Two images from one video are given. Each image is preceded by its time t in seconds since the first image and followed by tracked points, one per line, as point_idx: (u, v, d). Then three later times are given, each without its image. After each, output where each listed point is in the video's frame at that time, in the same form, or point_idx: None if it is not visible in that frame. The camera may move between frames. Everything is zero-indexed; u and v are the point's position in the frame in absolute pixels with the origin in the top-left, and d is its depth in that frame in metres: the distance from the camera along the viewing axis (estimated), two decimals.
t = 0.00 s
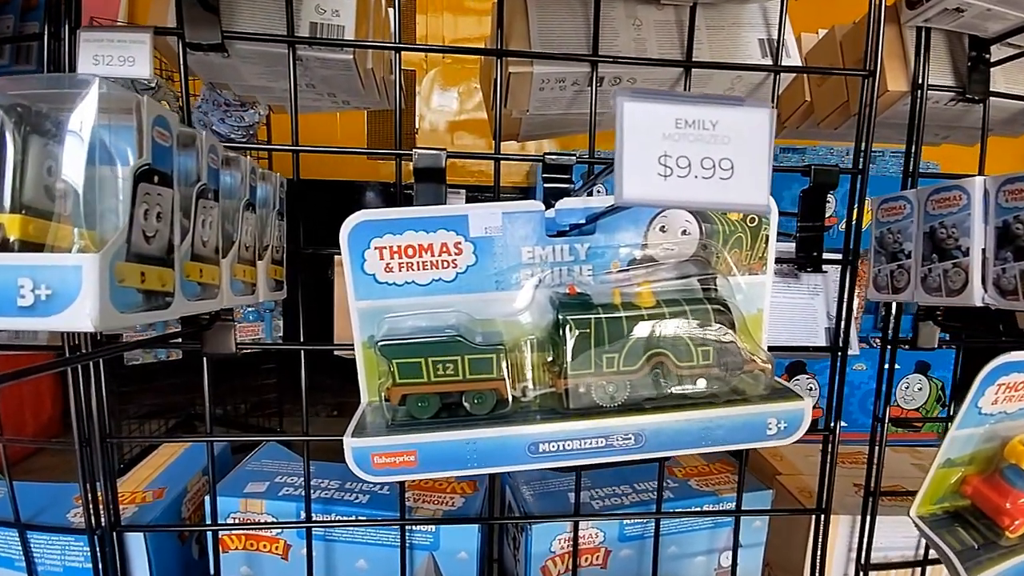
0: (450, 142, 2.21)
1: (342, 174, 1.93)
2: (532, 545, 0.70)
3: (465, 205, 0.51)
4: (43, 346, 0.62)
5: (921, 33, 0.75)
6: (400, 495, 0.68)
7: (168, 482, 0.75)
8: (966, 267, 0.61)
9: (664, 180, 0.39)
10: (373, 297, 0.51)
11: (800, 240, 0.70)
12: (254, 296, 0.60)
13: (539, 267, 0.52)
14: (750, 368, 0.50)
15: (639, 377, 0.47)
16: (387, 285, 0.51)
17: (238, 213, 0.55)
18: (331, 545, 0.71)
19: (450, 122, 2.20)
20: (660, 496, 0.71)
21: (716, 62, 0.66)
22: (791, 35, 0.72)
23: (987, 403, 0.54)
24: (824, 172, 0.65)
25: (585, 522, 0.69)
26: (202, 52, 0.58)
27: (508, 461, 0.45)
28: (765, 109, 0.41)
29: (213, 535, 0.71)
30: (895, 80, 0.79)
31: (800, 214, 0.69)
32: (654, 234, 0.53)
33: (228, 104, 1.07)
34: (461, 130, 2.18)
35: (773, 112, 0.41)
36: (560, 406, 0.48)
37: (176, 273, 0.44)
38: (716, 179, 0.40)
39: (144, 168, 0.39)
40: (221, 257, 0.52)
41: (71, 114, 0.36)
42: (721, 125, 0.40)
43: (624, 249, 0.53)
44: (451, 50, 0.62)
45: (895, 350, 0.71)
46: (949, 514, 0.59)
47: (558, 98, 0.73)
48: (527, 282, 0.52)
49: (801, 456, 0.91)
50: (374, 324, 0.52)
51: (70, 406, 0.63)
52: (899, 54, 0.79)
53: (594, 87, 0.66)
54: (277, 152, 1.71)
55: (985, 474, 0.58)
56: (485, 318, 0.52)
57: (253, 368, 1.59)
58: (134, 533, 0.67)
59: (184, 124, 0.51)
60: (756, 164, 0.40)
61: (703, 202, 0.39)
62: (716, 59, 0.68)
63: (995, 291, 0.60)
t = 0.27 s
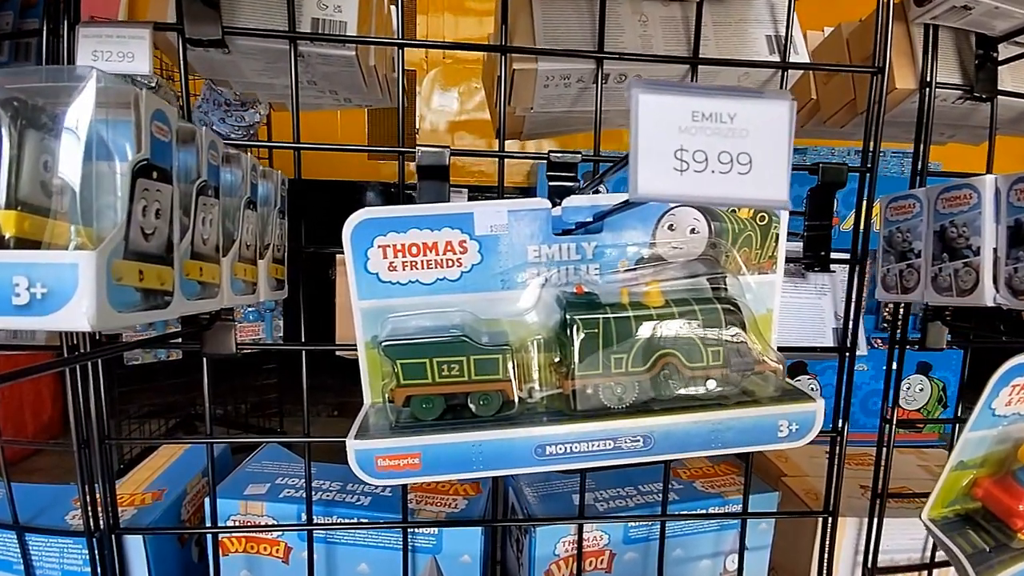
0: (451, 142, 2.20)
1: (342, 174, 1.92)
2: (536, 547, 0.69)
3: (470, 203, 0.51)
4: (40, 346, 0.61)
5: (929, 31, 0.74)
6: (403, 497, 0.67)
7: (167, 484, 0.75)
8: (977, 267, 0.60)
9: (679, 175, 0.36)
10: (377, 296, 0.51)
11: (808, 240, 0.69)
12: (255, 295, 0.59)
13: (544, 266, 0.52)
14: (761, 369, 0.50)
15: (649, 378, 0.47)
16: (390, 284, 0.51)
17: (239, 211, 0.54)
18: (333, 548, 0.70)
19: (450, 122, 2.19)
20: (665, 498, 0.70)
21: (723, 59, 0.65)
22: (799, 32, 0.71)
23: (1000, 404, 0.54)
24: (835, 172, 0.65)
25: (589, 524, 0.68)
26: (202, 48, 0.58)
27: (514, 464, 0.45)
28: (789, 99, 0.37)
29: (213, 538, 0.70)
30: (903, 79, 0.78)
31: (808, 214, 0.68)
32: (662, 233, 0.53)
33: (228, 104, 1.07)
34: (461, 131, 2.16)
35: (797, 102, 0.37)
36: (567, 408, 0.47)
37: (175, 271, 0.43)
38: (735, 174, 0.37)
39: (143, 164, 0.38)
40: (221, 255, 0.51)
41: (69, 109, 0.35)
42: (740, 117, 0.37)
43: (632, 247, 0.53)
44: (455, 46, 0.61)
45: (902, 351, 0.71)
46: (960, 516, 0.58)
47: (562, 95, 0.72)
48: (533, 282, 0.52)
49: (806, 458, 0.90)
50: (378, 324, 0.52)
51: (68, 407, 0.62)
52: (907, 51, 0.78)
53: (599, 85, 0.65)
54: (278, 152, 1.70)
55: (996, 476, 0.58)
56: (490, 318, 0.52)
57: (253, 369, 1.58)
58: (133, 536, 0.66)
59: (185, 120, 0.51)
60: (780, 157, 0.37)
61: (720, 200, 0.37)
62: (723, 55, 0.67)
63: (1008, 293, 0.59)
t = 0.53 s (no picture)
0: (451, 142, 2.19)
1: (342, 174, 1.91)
2: (538, 550, 0.68)
3: (471, 198, 0.50)
4: (35, 345, 0.61)
5: (934, 26, 0.73)
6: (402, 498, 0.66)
7: (164, 486, 0.74)
8: (987, 264, 0.59)
9: (689, 166, 0.35)
10: (376, 294, 0.50)
11: (813, 238, 0.68)
12: (252, 293, 0.58)
13: (546, 263, 0.52)
14: (768, 367, 0.49)
15: (657, 376, 0.46)
16: (389, 282, 0.50)
17: (235, 208, 0.53)
18: (331, 550, 0.69)
19: (450, 122, 2.19)
20: (669, 499, 0.69)
21: (727, 53, 0.65)
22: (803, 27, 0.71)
23: (1009, 402, 0.53)
24: (841, 169, 0.63)
25: (591, 526, 0.67)
26: (199, 42, 0.57)
27: (516, 465, 0.44)
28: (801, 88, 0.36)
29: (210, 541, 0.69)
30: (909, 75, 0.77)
31: (813, 212, 0.67)
32: (667, 229, 0.53)
33: (227, 104, 1.04)
34: (461, 130, 2.16)
35: (810, 90, 0.36)
36: (569, 408, 0.46)
37: (168, 268, 0.42)
38: (746, 165, 0.36)
39: (135, 156, 0.37)
40: (216, 252, 0.50)
41: (58, 101, 0.34)
42: (751, 106, 0.36)
43: (636, 244, 0.53)
44: (455, 41, 0.60)
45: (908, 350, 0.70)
46: (968, 517, 0.57)
47: (564, 91, 0.71)
48: (534, 280, 0.52)
49: (810, 458, 0.89)
50: (377, 322, 0.51)
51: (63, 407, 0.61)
52: (913, 46, 0.77)
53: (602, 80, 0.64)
54: (277, 152, 1.69)
55: (1004, 475, 0.57)
56: (491, 316, 0.51)
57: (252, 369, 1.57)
58: (129, 538, 0.65)
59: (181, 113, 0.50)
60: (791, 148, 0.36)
61: (730, 193, 0.36)
62: (727, 50, 0.66)
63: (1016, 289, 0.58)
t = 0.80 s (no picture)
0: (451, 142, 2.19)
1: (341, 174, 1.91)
2: (538, 552, 0.67)
3: (472, 197, 0.49)
4: (31, 346, 0.60)
5: (938, 24, 0.72)
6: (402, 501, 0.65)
7: (161, 487, 0.73)
8: (992, 264, 0.59)
9: (695, 161, 0.34)
10: (374, 294, 0.50)
11: (816, 237, 0.67)
12: (249, 293, 0.57)
13: (547, 262, 0.51)
14: (772, 368, 0.49)
15: (656, 378, 0.46)
16: (388, 281, 0.50)
17: (231, 207, 0.53)
18: (329, 553, 0.68)
19: (450, 123, 2.18)
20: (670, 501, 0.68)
21: (729, 51, 0.64)
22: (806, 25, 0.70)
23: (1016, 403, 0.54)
24: (841, 167, 0.63)
25: (592, 529, 0.66)
26: (196, 39, 0.56)
27: (517, 467, 0.43)
28: (809, 82, 0.36)
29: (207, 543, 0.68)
30: (912, 73, 0.76)
31: (816, 211, 0.66)
32: (670, 228, 0.52)
33: (226, 103, 1.03)
34: (461, 131, 2.15)
35: (818, 85, 0.36)
36: (571, 409, 0.46)
37: (162, 267, 0.41)
38: (754, 160, 0.35)
39: (128, 152, 0.37)
40: (212, 251, 0.49)
41: (49, 96, 0.33)
42: (759, 100, 0.36)
43: (639, 243, 0.52)
44: (455, 38, 0.60)
45: (912, 351, 0.69)
46: (975, 520, 0.57)
47: (565, 90, 0.70)
48: (535, 280, 0.51)
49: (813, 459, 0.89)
50: (376, 323, 0.50)
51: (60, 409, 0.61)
52: (916, 44, 0.76)
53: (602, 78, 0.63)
54: (277, 151, 1.69)
55: (1011, 477, 0.57)
56: (491, 317, 0.50)
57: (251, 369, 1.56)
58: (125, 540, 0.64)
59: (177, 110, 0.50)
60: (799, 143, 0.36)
61: (737, 188, 0.35)
62: (729, 48, 0.66)
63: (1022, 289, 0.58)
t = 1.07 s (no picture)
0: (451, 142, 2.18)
1: (341, 174, 1.90)
2: (538, 554, 0.67)
3: (471, 196, 0.49)
4: (28, 346, 0.59)
5: (940, 23, 0.71)
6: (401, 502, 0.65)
7: (159, 488, 0.73)
8: (994, 264, 0.59)
9: (697, 160, 0.34)
10: (373, 294, 0.50)
11: (818, 238, 0.67)
12: (247, 293, 0.57)
13: (547, 262, 0.51)
14: (773, 369, 0.48)
15: (656, 380, 0.45)
16: (387, 281, 0.49)
17: (228, 206, 0.52)
18: (328, 554, 0.68)
19: (450, 123, 2.18)
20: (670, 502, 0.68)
21: (730, 50, 0.64)
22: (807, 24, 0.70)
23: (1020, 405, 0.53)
24: (842, 168, 0.63)
25: (592, 530, 0.66)
26: (193, 38, 0.56)
27: (516, 469, 0.43)
28: (812, 80, 0.36)
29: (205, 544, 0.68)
30: (914, 73, 0.76)
31: (817, 211, 0.66)
32: (670, 228, 0.52)
33: (227, 103, 1.03)
34: (461, 131, 2.14)
35: (821, 82, 0.36)
36: (570, 410, 0.45)
37: (158, 267, 0.41)
38: (757, 159, 0.35)
39: (122, 151, 0.36)
40: (209, 251, 0.49)
41: (43, 94, 0.33)
42: (762, 98, 0.35)
43: (639, 243, 0.52)
44: (454, 37, 0.59)
45: (913, 351, 0.69)
46: (978, 521, 0.56)
47: (565, 89, 0.70)
48: (535, 280, 0.51)
49: (814, 460, 0.88)
50: (374, 323, 0.50)
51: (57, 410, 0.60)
52: (917, 44, 0.76)
53: (602, 77, 0.63)
54: (276, 151, 1.68)
55: (1014, 479, 0.56)
56: (490, 317, 0.50)
57: (250, 369, 1.56)
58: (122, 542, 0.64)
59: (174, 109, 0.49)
60: (802, 141, 0.35)
61: (740, 187, 0.35)
62: (730, 47, 0.66)
63: None
